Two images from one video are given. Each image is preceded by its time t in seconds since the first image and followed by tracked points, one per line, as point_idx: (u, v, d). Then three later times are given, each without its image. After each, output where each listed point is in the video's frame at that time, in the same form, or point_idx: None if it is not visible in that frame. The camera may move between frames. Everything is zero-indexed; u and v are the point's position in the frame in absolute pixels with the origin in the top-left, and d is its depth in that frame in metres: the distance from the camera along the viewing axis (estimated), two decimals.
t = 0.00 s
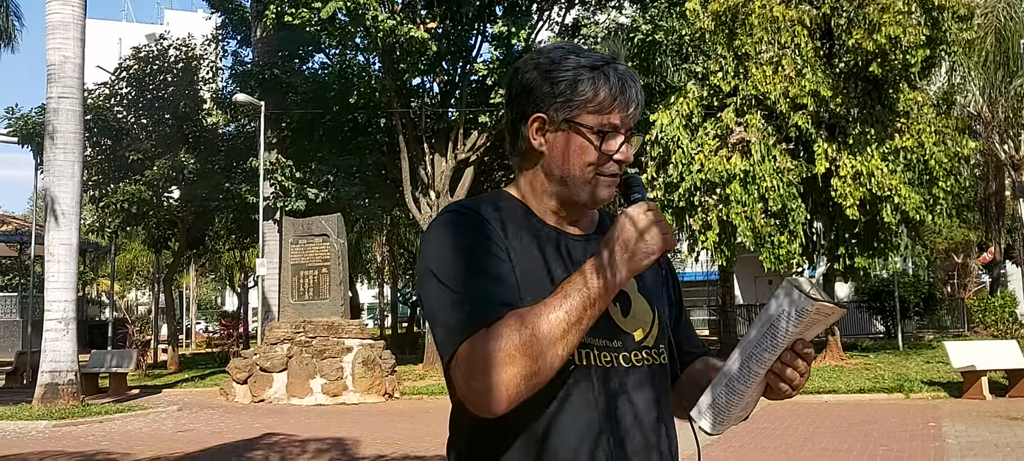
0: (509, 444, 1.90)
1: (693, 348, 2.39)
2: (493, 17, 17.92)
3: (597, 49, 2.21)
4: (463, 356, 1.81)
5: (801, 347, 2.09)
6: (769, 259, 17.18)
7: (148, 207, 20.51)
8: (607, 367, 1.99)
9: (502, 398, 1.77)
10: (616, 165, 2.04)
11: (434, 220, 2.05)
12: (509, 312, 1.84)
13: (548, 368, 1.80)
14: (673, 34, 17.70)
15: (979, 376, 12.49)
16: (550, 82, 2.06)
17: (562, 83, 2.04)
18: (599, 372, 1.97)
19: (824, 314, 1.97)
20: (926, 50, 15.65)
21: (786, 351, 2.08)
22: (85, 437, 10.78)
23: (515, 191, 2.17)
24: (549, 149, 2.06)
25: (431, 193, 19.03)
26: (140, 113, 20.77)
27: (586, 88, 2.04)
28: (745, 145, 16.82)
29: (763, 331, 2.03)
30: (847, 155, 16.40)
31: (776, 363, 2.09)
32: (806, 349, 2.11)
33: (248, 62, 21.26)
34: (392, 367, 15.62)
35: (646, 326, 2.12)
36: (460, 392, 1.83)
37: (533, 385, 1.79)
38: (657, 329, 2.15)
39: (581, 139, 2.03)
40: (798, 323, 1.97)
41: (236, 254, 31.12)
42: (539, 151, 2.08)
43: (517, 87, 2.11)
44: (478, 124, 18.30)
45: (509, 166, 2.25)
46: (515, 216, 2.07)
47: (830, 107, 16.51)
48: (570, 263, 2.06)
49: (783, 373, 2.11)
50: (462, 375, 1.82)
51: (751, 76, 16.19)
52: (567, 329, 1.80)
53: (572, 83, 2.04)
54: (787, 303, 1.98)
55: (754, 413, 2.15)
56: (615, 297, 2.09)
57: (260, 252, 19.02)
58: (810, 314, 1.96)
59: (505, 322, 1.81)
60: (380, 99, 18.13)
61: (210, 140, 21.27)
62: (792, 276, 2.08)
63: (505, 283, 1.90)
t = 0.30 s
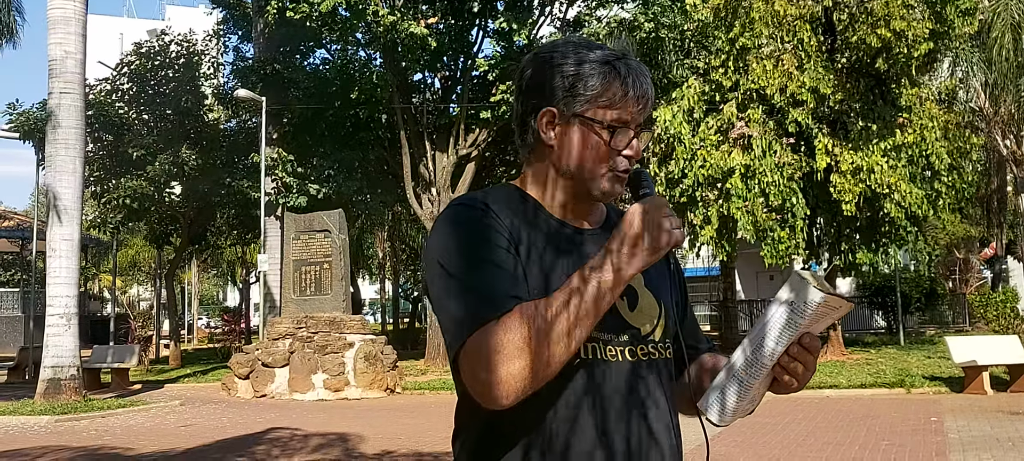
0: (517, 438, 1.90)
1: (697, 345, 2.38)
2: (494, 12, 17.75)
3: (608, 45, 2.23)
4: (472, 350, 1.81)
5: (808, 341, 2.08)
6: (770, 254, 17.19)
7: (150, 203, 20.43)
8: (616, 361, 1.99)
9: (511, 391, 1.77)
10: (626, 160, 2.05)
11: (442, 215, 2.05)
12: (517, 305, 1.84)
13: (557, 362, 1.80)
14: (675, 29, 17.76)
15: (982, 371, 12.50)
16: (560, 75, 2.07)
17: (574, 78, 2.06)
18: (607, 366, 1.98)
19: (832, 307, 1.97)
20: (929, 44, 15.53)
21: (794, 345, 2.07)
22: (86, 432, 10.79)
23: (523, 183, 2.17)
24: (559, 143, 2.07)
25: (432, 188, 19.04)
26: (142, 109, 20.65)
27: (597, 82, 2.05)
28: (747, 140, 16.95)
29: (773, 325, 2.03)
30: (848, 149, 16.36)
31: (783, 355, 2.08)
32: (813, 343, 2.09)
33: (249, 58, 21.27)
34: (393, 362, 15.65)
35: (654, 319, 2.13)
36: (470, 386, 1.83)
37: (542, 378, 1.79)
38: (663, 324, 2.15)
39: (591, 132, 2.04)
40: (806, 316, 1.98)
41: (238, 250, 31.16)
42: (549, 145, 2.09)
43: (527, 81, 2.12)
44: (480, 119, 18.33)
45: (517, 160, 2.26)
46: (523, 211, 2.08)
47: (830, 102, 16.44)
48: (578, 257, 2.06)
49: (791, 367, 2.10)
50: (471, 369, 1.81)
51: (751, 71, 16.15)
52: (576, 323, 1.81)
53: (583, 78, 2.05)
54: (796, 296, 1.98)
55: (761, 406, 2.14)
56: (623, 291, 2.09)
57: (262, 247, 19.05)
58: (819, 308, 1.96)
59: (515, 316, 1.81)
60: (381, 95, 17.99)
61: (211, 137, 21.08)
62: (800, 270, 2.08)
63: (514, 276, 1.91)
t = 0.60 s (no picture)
0: (525, 435, 1.93)
1: (705, 342, 2.40)
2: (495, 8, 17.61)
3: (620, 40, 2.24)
4: (481, 346, 1.83)
5: (819, 339, 2.07)
6: (770, 250, 17.22)
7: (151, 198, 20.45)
8: (624, 358, 2.00)
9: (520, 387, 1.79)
10: (636, 156, 2.06)
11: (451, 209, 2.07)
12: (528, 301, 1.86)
13: (567, 358, 1.82)
14: (676, 25, 17.83)
15: (983, 367, 12.50)
16: (572, 70, 2.07)
17: (585, 74, 2.06)
18: (616, 363, 1.99)
19: (842, 303, 1.98)
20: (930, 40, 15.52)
21: (804, 343, 2.07)
22: (88, 427, 10.81)
23: (533, 179, 2.18)
24: (570, 138, 2.08)
25: (433, 184, 19.04)
26: (144, 105, 20.65)
27: (609, 79, 2.06)
28: (748, 135, 16.84)
29: (782, 321, 2.03)
30: (848, 145, 16.35)
31: (793, 353, 2.07)
32: (825, 342, 2.08)
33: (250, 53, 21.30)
34: (395, 358, 15.67)
35: (663, 317, 2.14)
36: (479, 381, 1.85)
37: (551, 374, 1.81)
38: (672, 321, 2.16)
39: (601, 129, 2.05)
40: (817, 314, 1.98)
41: (239, 245, 31.20)
42: (559, 141, 2.10)
43: (538, 76, 2.13)
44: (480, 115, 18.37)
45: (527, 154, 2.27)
46: (533, 206, 2.09)
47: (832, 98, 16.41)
48: (587, 253, 2.07)
49: (801, 366, 2.09)
50: (480, 364, 1.84)
51: (752, 67, 16.14)
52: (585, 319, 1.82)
53: (595, 73, 2.06)
54: (805, 294, 1.99)
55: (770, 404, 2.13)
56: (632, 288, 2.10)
57: (262, 243, 19.05)
58: (829, 304, 1.97)
59: (524, 312, 1.82)
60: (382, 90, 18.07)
61: (212, 132, 21.22)
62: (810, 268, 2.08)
63: (523, 272, 1.92)
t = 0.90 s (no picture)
0: (524, 432, 1.93)
1: (704, 341, 2.39)
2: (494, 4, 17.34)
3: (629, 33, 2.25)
4: (485, 339, 1.84)
5: (823, 336, 2.08)
6: (770, 247, 17.21)
7: (151, 195, 20.44)
8: (627, 353, 2.01)
9: (523, 380, 1.81)
10: (645, 152, 2.08)
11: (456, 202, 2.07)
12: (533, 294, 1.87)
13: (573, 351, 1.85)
14: (676, 22, 17.87)
15: (982, 364, 12.51)
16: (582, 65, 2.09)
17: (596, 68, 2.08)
18: (620, 359, 1.99)
19: (848, 301, 1.97)
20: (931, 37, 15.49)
21: (808, 340, 2.07)
22: (88, 424, 10.80)
23: (539, 173, 2.20)
24: (578, 133, 2.09)
25: (433, 181, 19.01)
26: (144, 101, 20.63)
27: (618, 75, 2.07)
28: (748, 132, 16.73)
29: (789, 317, 2.01)
30: (848, 142, 16.31)
31: (798, 350, 2.09)
32: (829, 340, 2.10)
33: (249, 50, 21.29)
34: (395, 355, 15.68)
35: (667, 314, 2.14)
36: (482, 374, 1.86)
37: (556, 367, 1.84)
38: (675, 317, 2.17)
39: (609, 124, 2.07)
40: (823, 310, 1.97)
41: (239, 241, 31.19)
42: (567, 136, 2.11)
43: (547, 71, 2.15)
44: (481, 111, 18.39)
45: (534, 148, 2.29)
46: (539, 201, 2.10)
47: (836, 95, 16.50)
48: (592, 249, 2.08)
49: (803, 362, 2.11)
50: (483, 358, 1.85)
51: (755, 64, 16.03)
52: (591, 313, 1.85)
53: (605, 68, 2.08)
54: (810, 290, 1.98)
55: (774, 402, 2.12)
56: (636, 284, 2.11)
57: (262, 240, 19.03)
58: (836, 301, 1.95)
59: (529, 307, 1.84)
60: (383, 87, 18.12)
61: (212, 129, 21.11)
62: (816, 264, 2.07)
63: (529, 266, 1.93)
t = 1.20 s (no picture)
0: (528, 429, 1.92)
1: (708, 339, 2.38)
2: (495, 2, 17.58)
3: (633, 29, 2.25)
4: (489, 335, 1.85)
5: (827, 335, 2.09)
6: (771, 244, 17.17)
7: (151, 192, 20.44)
8: (629, 352, 2.01)
9: (527, 376, 1.81)
10: (648, 148, 2.08)
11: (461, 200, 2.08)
12: (538, 291, 1.88)
13: (579, 348, 1.85)
14: (677, 19, 17.83)
15: (982, 361, 12.52)
16: (585, 62, 2.09)
17: (599, 65, 2.08)
18: (624, 357, 2.00)
19: (851, 300, 2.00)
20: (929, 36, 15.48)
21: (813, 339, 2.08)
22: (88, 421, 10.80)
23: (543, 171, 2.21)
24: (583, 131, 2.10)
25: (433, 178, 18.98)
26: (144, 98, 20.57)
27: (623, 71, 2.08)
28: (749, 130, 16.81)
29: (794, 319, 2.02)
30: (850, 139, 16.34)
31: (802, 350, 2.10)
32: (833, 339, 2.11)
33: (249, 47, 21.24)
34: (395, 352, 15.69)
35: (671, 312, 2.14)
36: (486, 370, 1.86)
37: (561, 364, 1.83)
38: (678, 316, 2.17)
39: (614, 121, 2.07)
40: (827, 310, 1.98)
41: (240, 238, 31.15)
42: (572, 132, 2.11)
43: (551, 68, 2.15)
44: (481, 108, 18.38)
45: (537, 146, 2.29)
46: (543, 198, 2.10)
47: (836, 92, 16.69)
48: (596, 248, 2.09)
49: (807, 361, 2.12)
50: (488, 354, 1.85)
51: (756, 60, 16.07)
52: (596, 309, 1.85)
53: (608, 64, 2.08)
54: (817, 291, 1.98)
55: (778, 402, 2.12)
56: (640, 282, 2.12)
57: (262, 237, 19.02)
58: (841, 301, 1.98)
59: (533, 303, 1.85)
60: (383, 84, 18.11)
61: (212, 126, 21.07)
62: (820, 265, 2.10)
63: (534, 263, 1.94)
